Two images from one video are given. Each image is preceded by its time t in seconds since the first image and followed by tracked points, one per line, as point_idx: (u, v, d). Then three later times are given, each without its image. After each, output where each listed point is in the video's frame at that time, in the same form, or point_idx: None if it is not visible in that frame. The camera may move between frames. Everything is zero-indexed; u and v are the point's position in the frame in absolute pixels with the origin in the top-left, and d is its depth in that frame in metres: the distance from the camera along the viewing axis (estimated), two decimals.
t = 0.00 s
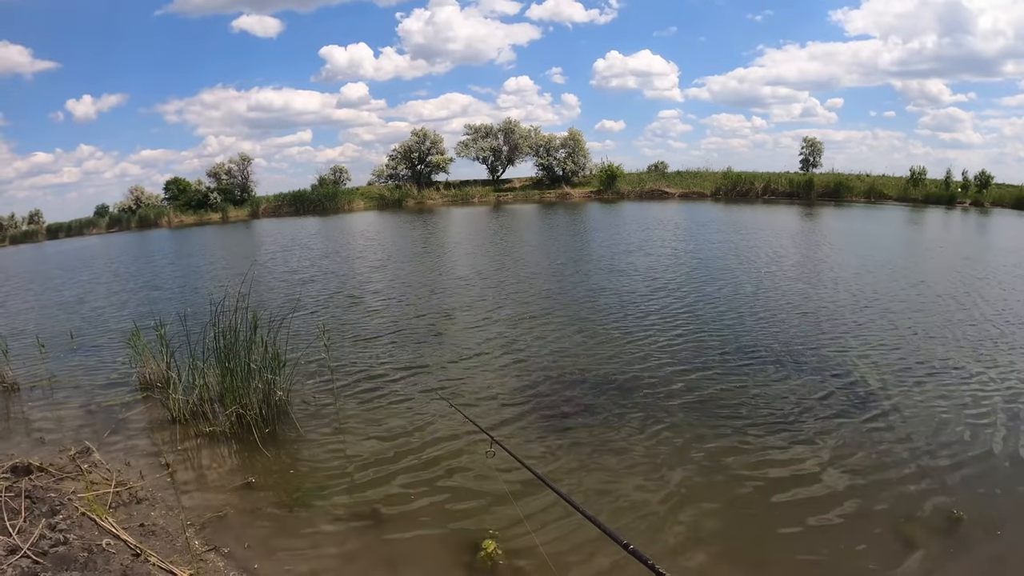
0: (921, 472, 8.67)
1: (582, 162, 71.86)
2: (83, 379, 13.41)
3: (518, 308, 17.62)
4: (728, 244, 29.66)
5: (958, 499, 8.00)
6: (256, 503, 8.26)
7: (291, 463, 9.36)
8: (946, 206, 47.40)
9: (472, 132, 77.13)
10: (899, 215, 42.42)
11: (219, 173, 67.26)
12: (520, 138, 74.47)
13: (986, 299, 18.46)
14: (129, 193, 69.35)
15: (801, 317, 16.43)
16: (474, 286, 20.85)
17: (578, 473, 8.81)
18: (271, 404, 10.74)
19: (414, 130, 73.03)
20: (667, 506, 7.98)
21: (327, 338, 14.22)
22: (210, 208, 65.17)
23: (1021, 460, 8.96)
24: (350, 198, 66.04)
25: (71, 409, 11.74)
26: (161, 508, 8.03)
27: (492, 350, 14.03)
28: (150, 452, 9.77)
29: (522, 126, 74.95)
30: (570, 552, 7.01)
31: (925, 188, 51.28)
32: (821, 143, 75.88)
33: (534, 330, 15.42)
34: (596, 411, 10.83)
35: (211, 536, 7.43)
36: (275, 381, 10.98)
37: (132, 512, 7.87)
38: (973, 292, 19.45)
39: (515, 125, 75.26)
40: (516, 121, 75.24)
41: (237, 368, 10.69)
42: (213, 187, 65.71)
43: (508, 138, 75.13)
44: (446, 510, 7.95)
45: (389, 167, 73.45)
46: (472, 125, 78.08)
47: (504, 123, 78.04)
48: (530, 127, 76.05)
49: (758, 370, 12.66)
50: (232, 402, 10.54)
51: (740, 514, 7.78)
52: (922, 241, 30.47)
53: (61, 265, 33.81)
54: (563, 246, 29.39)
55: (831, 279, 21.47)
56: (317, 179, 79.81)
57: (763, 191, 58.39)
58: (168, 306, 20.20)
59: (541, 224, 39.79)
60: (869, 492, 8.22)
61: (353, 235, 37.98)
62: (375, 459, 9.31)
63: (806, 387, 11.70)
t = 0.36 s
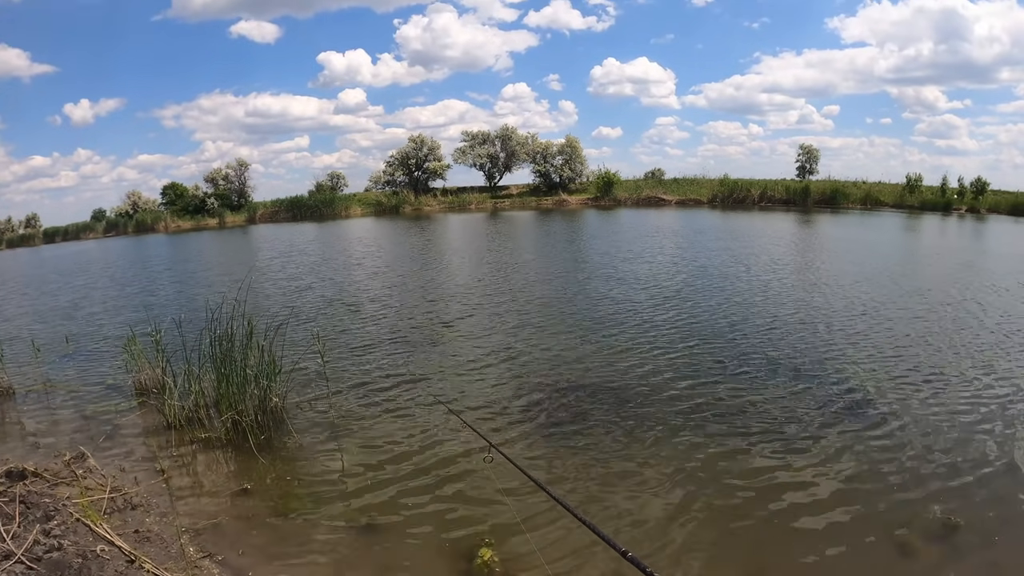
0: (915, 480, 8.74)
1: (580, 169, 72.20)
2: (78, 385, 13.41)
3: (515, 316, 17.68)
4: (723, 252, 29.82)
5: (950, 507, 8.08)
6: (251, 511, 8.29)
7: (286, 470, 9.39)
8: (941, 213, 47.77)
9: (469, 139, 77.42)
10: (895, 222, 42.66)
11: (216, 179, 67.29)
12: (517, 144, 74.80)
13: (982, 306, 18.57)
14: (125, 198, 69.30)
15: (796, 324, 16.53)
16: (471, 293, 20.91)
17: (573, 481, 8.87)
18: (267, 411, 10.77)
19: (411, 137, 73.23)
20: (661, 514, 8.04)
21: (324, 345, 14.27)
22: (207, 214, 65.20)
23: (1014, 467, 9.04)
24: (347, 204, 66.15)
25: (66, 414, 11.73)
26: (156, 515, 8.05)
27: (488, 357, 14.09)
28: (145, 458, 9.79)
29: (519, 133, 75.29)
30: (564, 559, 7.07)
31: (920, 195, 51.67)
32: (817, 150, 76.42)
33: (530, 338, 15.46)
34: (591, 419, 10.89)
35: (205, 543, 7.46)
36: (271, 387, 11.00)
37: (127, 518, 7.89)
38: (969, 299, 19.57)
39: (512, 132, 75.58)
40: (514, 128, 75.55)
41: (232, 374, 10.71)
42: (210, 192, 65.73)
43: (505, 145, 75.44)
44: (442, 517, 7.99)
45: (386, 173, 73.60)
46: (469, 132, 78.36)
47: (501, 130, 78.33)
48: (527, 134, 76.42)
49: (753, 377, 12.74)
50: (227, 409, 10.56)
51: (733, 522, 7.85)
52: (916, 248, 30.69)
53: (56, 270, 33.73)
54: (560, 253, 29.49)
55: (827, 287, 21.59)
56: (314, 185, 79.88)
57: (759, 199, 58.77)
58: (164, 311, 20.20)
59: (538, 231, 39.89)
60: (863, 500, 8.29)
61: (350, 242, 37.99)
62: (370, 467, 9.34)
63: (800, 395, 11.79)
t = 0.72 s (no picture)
0: (914, 483, 8.76)
1: (580, 173, 72.37)
2: (78, 390, 13.43)
3: (515, 320, 17.73)
4: (723, 256, 29.90)
5: (948, 509, 8.11)
6: (251, 516, 8.29)
7: (286, 475, 9.40)
8: (941, 216, 47.86)
9: (469, 144, 77.63)
10: (895, 226, 42.74)
11: (216, 184, 67.40)
12: (517, 149, 74.98)
13: (982, 308, 18.61)
14: (125, 203, 69.43)
15: (796, 328, 16.56)
16: (471, 298, 20.96)
17: (572, 486, 8.90)
18: (267, 416, 10.80)
19: (411, 141, 73.40)
20: (660, 517, 8.06)
21: (324, 350, 14.30)
22: (207, 218, 65.33)
23: (1013, 470, 9.08)
24: (348, 209, 66.29)
25: (66, 419, 11.75)
26: (155, 520, 8.06)
27: (488, 362, 14.12)
28: (145, 463, 9.80)
29: (519, 138, 75.51)
30: (564, 564, 7.08)
31: (920, 198, 51.78)
32: (817, 154, 76.63)
33: (530, 343, 15.50)
34: (590, 423, 10.92)
35: (205, 548, 7.46)
36: (271, 393, 11.03)
37: (127, 523, 7.90)
38: (969, 301, 19.62)
39: (512, 136, 75.78)
40: (514, 133, 75.75)
41: (232, 380, 10.74)
42: (210, 197, 65.84)
43: (505, 150, 75.62)
44: (442, 523, 7.99)
45: (386, 179, 73.76)
46: (469, 137, 78.57)
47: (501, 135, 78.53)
48: (527, 139, 76.64)
49: (751, 381, 12.76)
50: (227, 414, 10.58)
51: (732, 525, 7.88)
52: (916, 251, 30.75)
53: (56, 275, 33.77)
54: (560, 258, 29.54)
55: (828, 290, 21.62)
56: (314, 190, 80.05)
57: (759, 203, 58.89)
58: (164, 316, 20.22)
59: (538, 236, 39.95)
60: (861, 503, 8.30)
61: (351, 247, 38.08)
62: (371, 472, 9.36)
63: (799, 399, 11.80)
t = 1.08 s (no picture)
0: (918, 488, 8.72)
1: (582, 178, 72.48)
2: (81, 394, 13.48)
3: (517, 325, 17.74)
4: (725, 261, 29.86)
5: (953, 514, 8.06)
6: (254, 521, 8.30)
7: (289, 481, 9.41)
8: (944, 220, 47.78)
9: (472, 149, 77.82)
10: (898, 229, 42.64)
11: (219, 190, 67.65)
12: (520, 154, 75.13)
13: (984, 312, 18.56)
14: (129, 209, 69.72)
15: (799, 332, 16.52)
16: (474, 303, 20.98)
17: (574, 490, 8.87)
18: (270, 422, 10.81)
19: (414, 147, 73.65)
20: (663, 521, 8.03)
21: (326, 355, 14.33)
22: (211, 224, 65.54)
23: (1018, 474, 9.02)
24: (350, 214, 66.47)
25: (69, 424, 11.79)
26: (158, 525, 8.07)
27: (489, 368, 14.13)
28: (148, 468, 9.83)
29: (522, 143, 75.68)
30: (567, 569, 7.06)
31: (922, 202, 51.70)
32: (820, 157, 76.56)
33: (532, 347, 15.50)
34: (593, 427, 10.90)
35: (208, 553, 7.47)
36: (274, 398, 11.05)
37: (129, 529, 7.92)
38: (973, 305, 19.54)
39: (515, 141, 75.93)
40: (516, 138, 75.91)
41: (236, 385, 10.77)
42: (213, 203, 66.10)
43: (508, 155, 75.77)
44: (445, 528, 7.98)
45: (389, 184, 73.97)
46: (472, 142, 78.77)
47: (504, 140, 78.71)
48: (529, 144, 76.81)
49: (753, 385, 12.75)
50: (230, 419, 10.60)
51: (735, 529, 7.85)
52: (919, 255, 30.66)
53: (60, 281, 33.87)
54: (562, 263, 29.58)
55: (831, 294, 21.57)
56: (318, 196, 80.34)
57: (761, 207, 58.86)
58: (167, 321, 20.28)
59: (541, 241, 39.96)
60: (866, 507, 8.27)
61: (354, 252, 38.17)
62: (374, 477, 9.36)
63: (803, 403, 11.76)
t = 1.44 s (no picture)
0: (932, 488, 8.61)
1: (589, 179, 72.44)
2: (92, 398, 13.57)
3: (524, 327, 17.71)
4: (733, 261, 29.74)
5: (966, 513, 7.96)
6: (264, 523, 8.32)
7: (298, 483, 9.42)
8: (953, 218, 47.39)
9: (478, 151, 77.96)
10: (906, 228, 42.34)
11: (227, 194, 68.04)
12: (526, 156, 75.18)
13: (995, 310, 18.38)
14: (137, 214, 70.23)
15: (808, 333, 16.42)
16: (482, 306, 20.99)
17: (583, 492, 8.82)
18: (279, 424, 10.82)
19: (421, 150, 73.86)
20: (672, 523, 7.97)
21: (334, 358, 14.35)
22: (219, 228, 65.94)
23: None
24: (357, 217, 66.74)
25: (80, 428, 11.86)
26: (168, 528, 8.09)
27: (497, 370, 14.10)
28: (158, 471, 9.87)
29: (528, 145, 75.74)
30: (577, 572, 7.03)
31: (931, 200, 51.32)
32: (826, 156, 76.11)
33: (539, 350, 15.48)
34: (601, 430, 10.85)
35: (218, 556, 7.48)
36: (283, 401, 11.07)
37: (139, 531, 7.95)
38: (983, 303, 19.39)
39: (521, 143, 76.01)
40: (522, 140, 75.96)
41: (245, 388, 10.79)
42: (221, 207, 66.53)
43: (514, 157, 75.86)
44: (454, 531, 7.97)
45: (395, 187, 74.18)
46: (478, 144, 78.89)
47: (510, 142, 78.79)
48: (535, 146, 76.85)
49: (762, 387, 12.66)
50: (240, 422, 10.62)
51: (746, 532, 7.78)
52: (929, 253, 30.40)
53: (71, 286, 34.17)
54: (569, 265, 29.54)
55: (840, 294, 21.46)
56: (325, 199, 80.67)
57: (768, 207, 58.60)
58: (177, 326, 20.39)
59: (547, 243, 39.96)
60: (877, 508, 8.17)
61: (362, 256, 38.30)
62: (383, 480, 9.37)
63: (812, 404, 11.67)
